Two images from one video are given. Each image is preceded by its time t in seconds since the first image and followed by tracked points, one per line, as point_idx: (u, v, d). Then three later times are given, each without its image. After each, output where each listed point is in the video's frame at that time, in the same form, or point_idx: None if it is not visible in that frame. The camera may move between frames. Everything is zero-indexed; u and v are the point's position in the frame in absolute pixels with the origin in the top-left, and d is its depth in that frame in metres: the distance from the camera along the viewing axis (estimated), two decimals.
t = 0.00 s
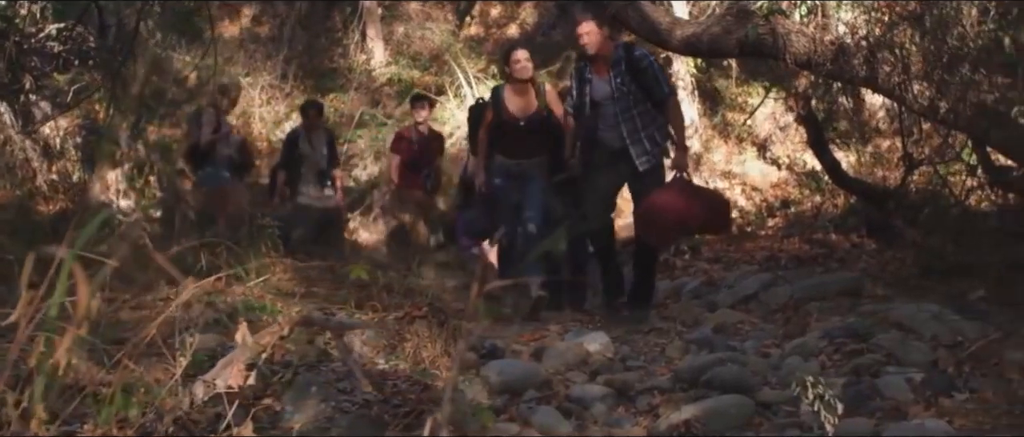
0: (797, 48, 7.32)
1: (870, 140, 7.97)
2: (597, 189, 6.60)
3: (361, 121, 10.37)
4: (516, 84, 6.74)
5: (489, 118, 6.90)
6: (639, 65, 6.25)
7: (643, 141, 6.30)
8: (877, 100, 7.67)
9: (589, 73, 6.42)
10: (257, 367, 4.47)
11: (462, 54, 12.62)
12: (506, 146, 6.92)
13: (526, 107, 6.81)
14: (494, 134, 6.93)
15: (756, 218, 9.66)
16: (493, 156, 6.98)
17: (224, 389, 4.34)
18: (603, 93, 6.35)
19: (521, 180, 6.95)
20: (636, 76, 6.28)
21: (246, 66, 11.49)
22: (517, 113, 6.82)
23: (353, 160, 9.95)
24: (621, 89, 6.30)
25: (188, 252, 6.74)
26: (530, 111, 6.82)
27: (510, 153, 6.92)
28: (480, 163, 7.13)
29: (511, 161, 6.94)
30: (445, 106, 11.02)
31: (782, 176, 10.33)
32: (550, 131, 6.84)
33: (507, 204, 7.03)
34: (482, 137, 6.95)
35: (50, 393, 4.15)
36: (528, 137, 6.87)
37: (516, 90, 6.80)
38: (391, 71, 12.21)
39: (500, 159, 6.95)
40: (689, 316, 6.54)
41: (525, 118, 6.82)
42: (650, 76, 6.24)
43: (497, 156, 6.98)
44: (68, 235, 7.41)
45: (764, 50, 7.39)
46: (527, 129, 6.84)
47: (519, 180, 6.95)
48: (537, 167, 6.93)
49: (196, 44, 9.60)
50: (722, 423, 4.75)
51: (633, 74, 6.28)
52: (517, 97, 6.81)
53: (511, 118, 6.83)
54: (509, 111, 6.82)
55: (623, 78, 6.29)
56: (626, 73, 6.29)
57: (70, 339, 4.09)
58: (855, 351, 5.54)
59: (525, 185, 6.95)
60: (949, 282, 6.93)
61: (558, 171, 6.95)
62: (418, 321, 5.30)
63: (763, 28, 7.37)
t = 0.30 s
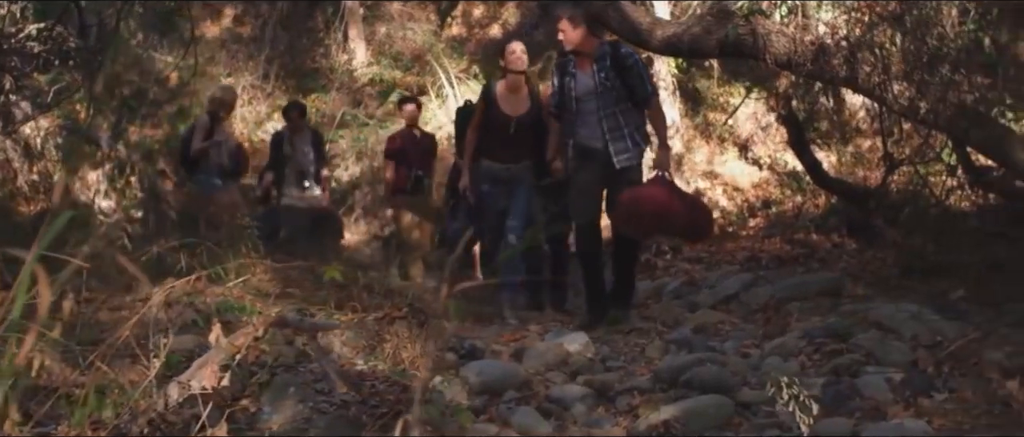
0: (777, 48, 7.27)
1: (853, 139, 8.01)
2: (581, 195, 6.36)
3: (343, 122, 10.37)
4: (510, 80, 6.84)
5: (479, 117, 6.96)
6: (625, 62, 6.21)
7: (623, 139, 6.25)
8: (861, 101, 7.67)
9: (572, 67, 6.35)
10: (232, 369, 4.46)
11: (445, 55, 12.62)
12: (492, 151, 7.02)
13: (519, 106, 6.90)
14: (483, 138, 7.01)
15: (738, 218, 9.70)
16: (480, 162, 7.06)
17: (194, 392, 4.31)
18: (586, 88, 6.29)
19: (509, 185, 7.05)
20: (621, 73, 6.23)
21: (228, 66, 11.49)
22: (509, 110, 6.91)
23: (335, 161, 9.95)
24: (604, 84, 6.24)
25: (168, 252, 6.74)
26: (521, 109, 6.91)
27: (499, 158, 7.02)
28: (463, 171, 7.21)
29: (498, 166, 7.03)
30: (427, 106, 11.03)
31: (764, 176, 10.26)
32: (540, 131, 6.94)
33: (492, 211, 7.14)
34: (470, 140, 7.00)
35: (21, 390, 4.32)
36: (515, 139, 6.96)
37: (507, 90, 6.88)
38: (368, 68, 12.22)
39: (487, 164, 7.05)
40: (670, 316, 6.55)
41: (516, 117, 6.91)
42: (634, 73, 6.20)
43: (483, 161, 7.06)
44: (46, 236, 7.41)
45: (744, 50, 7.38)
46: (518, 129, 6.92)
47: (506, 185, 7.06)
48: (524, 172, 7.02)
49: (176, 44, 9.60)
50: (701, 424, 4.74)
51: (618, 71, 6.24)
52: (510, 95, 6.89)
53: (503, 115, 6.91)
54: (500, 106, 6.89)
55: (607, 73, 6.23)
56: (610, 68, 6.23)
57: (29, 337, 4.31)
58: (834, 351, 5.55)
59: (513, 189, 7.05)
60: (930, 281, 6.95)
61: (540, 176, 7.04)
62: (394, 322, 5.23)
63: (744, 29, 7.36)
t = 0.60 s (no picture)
0: (762, 48, 7.25)
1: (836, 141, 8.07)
2: (561, 191, 6.20)
3: (329, 122, 10.36)
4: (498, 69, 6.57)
5: (466, 109, 6.71)
6: (611, 59, 6.04)
7: (605, 136, 6.07)
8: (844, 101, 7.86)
9: (556, 60, 6.12)
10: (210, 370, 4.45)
11: (431, 54, 12.60)
12: (480, 142, 6.80)
13: (508, 95, 6.64)
14: (469, 129, 6.78)
15: (724, 219, 9.71)
16: (467, 154, 6.85)
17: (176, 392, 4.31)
18: (570, 81, 6.08)
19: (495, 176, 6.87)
20: (606, 68, 6.06)
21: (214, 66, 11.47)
22: (497, 100, 6.65)
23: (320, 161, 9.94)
24: (590, 78, 6.04)
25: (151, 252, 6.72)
26: (510, 99, 6.65)
27: (489, 149, 6.81)
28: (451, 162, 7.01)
29: (488, 158, 6.83)
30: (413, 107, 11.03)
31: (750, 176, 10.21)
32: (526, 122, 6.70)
33: (484, 206, 6.91)
34: (456, 134, 6.76)
35: None
36: (504, 130, 6.73)
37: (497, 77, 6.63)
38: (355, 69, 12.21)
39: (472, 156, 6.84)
40: (655, 315, 6.54)
41: (506, 107, 6.65)
42: (620, 69, 6.04)
43: (472, 152, 6.85)
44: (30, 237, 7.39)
45: (729, 50, 7.35)
46: (507, 121, 6.68)
47: (495, 176, 6.87)
48: (510, 165, 6.84)
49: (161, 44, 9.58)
50: (685, 423, 4.73)
51: (604, 66, 6.06)
52: (497, 84, 6.63)
53: (492, 106, 6.65)
54: (488, 96, 6.63)
55: (593, 67, 6.04)
56: (597, 62, 6.04)
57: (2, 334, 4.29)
58: (818, 351, 5.54)
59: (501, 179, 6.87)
60: (915, 281, 6.88)
61: (528, 167, 6.85)
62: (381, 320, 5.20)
63: (728, 28, 7.32)
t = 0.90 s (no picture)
0: (746, 48, 7.18)
1: (819, 142, 8.02)
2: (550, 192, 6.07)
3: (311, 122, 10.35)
4: (477, 68, 6.47)
5: (446, 112, 6.55)
6: (602, 58, 5.83)
7: (592, 139, 5.89)
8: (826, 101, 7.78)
9: (545, 59, 5.92)
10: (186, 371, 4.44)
11: (414, 54, 12.60)
12: (461, 145, 6.63)
13: (486, 97, 6.54)
14: (447, 133, 6.62)
15: (705, 219, 9.67)
16: (446, 158, 6.67)
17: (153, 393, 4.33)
18: (558, 82, 5.89)
19: (477, 180, 6.70)
20: (596, 69, 5.85)
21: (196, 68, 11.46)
22: (476, 100, 6.53)
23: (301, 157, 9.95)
24: (579, 80, 5.84)
25: (133, 252, 6.72)
26: (489, 100, 6.54)
27: (470, 152, 6.64)
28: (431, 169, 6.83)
29: (471, 163, 6.65)
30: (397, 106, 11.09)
31: (734, 176, 10.22)
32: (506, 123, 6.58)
33: (466, 212, 6.70)
34: (436, 139, 6.58)
35: None
36: (484, 133, 6.59)
37: (478, 78, 6.52)
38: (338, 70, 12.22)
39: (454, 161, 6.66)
40: (637, 315, 6.54)
41: (486, 108, 6.53)
42: (611, 69, 5.83)
43: (452, 156, 6.67)
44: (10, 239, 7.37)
45: (711, 50, 7.28)
46: (486, 125, 6.56)
47: (476, 180, 6.70)
48: (492, 169, 6.68)
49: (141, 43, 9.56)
50: (666, 424, 4.73)
51: (594, 66, 5.85)
52: (473, 82, 6.53)
53: (472, 106, 6.52)
54: (467, 97, 6.51)
55: (582, 68, 5.83)
56: (586, 63, 5.83)
57: None
58: (799, 351, 5.55)
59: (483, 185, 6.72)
60: (896, 281, 6.91)
61: (511, 170, 6.70)
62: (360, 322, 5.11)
63: (710, 29, 7.26)
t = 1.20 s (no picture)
0: (724, 49, 7.26)
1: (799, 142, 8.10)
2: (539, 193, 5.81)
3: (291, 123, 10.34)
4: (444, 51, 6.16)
5: (413, 101, 6.24)
6: (604, 58, 5.61)
7: (589, 140, 5.63)
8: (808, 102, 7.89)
9: (546, 54, 5.67)
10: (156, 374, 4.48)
11: (394, 54, 12.60)
12: (436, 137, 6.36)
13: (455, 82, 6.24)
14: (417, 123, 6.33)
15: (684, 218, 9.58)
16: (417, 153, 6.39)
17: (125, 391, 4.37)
18: (557, 79, 5.62)
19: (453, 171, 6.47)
20: (596, 69, 5.62)
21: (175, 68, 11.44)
22: (444, 86, 6.23)
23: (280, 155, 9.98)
24: (578, 79, 5.58)
25: (110, 253, 6.72)
26: (458, 84, 6.25)
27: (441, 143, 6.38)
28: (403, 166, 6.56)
29: (445, 154, 6.39)
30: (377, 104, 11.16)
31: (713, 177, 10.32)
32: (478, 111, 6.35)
33: (441, 205, 6.49)
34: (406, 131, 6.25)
35: None
36: (453, 119, 6.32)
37: (444, 65, 6.21)
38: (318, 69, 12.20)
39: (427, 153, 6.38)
40: (615, 315, 6.54)
41: (455, 94, 6.24)
42: (611, 70, 5.61)
43: (425, 149, 6.39)
44: None
45: (689, 51, 7.35)
46: (456, 110, 6.28)
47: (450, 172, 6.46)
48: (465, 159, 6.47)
49: (121, 44, 9.53)
50: (644, 425, 4.73)
51: (594, 65, 5.61)
52: (440, 69, 6.22)
53: (440, 94, 6.22)
54: (437, 85, 6.21)
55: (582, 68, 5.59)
56: (588, 62, 5.59)
57: None
58: (777, 352, 5.56)
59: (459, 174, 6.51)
60: (874, 282, 6.81)
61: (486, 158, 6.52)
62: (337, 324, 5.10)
63: (688, 30, 7.33)
